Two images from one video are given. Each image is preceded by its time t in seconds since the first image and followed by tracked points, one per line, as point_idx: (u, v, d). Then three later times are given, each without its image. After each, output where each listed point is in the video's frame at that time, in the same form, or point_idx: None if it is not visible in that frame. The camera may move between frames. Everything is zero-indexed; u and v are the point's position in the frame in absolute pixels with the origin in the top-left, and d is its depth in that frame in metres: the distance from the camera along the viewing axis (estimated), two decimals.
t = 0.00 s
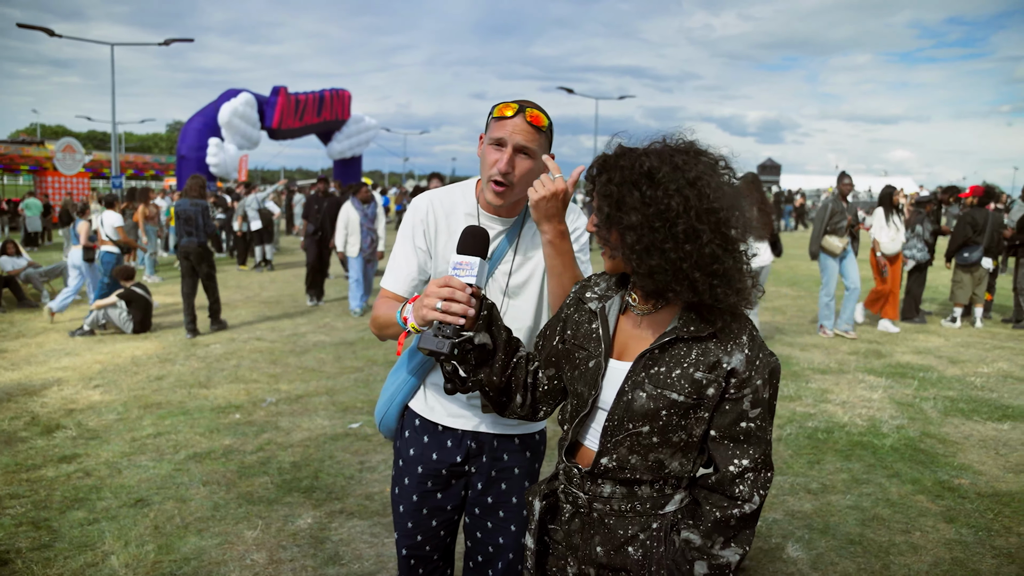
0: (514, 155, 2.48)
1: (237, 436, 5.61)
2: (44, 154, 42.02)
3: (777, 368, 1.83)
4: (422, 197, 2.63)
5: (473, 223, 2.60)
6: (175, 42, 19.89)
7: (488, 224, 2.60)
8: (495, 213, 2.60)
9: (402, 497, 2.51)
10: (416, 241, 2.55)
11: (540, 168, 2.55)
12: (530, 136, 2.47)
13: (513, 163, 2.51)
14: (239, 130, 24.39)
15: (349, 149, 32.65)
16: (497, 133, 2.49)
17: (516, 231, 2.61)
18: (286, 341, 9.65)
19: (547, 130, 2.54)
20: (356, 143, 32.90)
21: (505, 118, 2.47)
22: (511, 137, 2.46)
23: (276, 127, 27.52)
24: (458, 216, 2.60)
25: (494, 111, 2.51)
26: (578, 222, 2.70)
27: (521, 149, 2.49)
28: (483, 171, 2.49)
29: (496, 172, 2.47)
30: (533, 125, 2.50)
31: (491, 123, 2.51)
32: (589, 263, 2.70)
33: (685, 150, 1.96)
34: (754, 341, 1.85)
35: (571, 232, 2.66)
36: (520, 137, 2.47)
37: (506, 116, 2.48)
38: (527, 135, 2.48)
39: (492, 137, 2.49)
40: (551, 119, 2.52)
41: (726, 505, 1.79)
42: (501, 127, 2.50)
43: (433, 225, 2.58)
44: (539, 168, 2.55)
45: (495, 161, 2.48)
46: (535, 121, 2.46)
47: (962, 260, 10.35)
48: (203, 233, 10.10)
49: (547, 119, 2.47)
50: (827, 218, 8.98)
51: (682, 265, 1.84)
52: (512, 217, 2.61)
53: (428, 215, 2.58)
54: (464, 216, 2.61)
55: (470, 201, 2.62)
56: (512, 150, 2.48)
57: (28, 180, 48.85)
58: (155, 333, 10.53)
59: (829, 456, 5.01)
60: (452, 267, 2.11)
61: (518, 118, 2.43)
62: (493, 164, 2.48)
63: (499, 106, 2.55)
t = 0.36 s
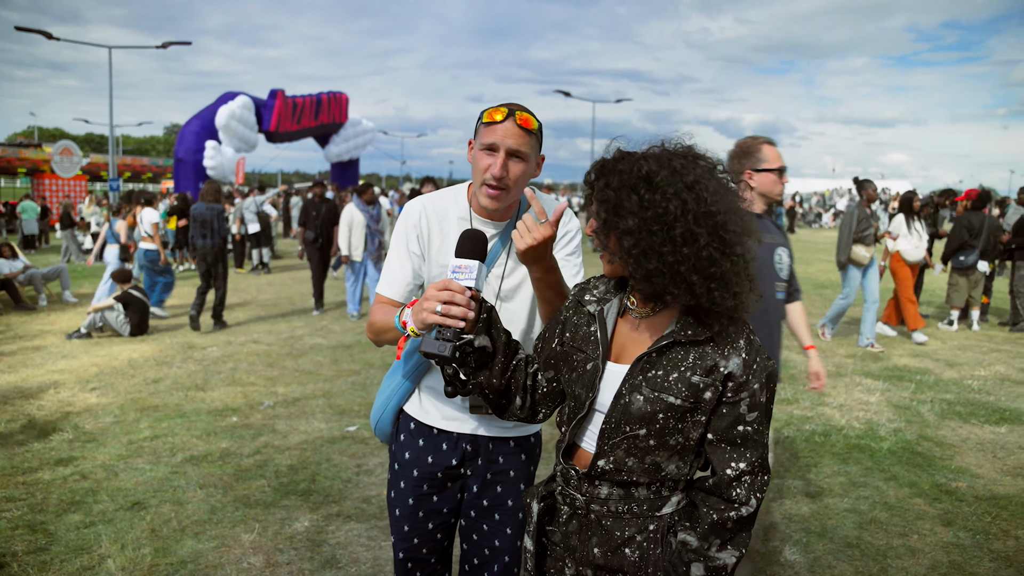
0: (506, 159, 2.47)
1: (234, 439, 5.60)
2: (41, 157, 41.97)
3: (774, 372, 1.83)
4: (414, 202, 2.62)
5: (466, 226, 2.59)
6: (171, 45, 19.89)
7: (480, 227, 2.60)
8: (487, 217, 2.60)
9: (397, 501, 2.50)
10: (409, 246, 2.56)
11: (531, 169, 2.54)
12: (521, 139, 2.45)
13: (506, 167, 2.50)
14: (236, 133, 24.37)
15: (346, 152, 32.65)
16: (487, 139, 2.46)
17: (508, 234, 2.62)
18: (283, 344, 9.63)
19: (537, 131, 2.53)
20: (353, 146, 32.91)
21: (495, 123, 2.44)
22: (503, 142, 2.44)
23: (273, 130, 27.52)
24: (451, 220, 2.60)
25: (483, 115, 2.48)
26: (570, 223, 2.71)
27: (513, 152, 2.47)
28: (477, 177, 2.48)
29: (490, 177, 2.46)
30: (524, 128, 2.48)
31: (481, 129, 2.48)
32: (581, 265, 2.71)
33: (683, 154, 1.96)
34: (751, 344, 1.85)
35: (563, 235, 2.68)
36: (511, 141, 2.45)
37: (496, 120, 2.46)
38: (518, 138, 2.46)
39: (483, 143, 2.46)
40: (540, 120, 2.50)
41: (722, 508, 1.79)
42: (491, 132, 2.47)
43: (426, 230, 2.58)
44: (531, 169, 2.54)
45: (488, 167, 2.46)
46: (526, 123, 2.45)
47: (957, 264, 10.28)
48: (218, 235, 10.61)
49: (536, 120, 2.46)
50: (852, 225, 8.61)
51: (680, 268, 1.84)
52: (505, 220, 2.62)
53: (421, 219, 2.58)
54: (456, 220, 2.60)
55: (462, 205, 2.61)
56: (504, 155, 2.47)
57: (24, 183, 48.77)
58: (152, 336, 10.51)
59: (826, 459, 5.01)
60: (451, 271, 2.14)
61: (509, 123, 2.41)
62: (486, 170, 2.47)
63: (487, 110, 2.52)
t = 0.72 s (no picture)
0: (501, 163, 2.46)
1: (236, 440, 5.60)
2: (43, 158, 42.00)
3: (777, 375, 1.84)
4: (409, 205, 2.61)
5: (461, 229, 2.59)
6: (173, 47, 19.95)
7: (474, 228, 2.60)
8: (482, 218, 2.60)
9: (397, 504, 2.49)
10: (406, 249, 2.54)
11: (527, 171, 2.53)
12: (515, 142, 2.44)
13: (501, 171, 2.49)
14: (237, 135, 24.41)
15: (348, 154, 32.71)
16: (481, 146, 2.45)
17: (504, 236, 2.61)
18: (285, 346, 9.64)
19: (531, 131, 2.50)
20: (355, 148, 32.97)
21: (487, 128, 2.43)
22: (497, 147, 2.43)
23: (275, 132, 27.57)
24: (446, 222, 2.59)
25: (476, 119, 2.46)
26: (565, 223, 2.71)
27: (508, 156, 2.46)
28: (472, 183, 2.49)
29: (486, 183, 2.46)
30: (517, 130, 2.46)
31: (473, 135, 2.47)
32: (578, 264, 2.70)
33: (695, 159, 1.96)
34: (756, 347, 1.85)
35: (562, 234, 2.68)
36: (505, 145, 2.43)
37: (489, 124, 2.43)
38: (511, 142, 2.44)
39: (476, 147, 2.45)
40: (531, 120, 2.48)
41: (725, 509, 1.79)
42: (484, 137, 2.46)
43: (422, 234, 2.56)
44: (527, 171, 2.53)
45: (484, 173, 2.46)
46: (518, 126, 2.42)
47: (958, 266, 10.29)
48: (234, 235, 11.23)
49: (528, 121, 2.44)
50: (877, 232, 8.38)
51: (691, 274, 1.84)
52: (501, 222, 2.61)
53: (417, 223, 2.57)
54: (452, 223, 2.60)
55: (457, 207, 2.61)
56: (499, 160, 2.46)
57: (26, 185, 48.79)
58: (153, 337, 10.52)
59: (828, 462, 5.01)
60: (454, 273, 2.14)
61: (501, 128, 2.39)
62: (482, 176, 2.47)
63: (478, 114, 2.50)
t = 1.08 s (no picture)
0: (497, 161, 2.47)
1: (238, 442, 5.60)
2: (44, 160, 42.05)
3: (780, 376, 1.83)
4: (404, 210, 2.60)
5: (457, 232, 2.58)
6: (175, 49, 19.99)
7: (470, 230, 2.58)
8: (476, 219, 2.59)
9: (398, 508, 2.49)
10: (402, 254, 2.54)
11: (523, 170, 2.53)
12: (511, 140, 2.44)
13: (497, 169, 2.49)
14: (239, 137, 24.44)
15: (349, 156, 32.74)
16: (477, 143, 2.45)
17: (500, 238, 2.62)
18: (286, 348, 9.64)
19: (526, 131, 2.52)
20: (356, 150, 33.00)
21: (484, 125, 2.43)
22: (493, 145, 2.43)
23: (276, 134, 27.60)
24: (442, 226, 2.59)
25: (471, 118, 2.47)
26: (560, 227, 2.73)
27: (504, 154, 2.46)
28: (468, 182, 2.48)
29: (482, 181, 2.45)
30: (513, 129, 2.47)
31: (469, 133, 2.47)
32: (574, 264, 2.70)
33: (697, 161, 1.96)
34: (758, 348, 1.85)
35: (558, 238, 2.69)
36: (501, 143, 2.44)
37: (485, 122, 2.45)
38: (508, 140, 2.45)
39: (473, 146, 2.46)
40: (528, 120, 2.49)
41: (728, 510, 1.80)
42: (480, 136, 2.46)
43: (417, 238, 2.56)
44: (523, 170, 2.53)
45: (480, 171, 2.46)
46: (515, 125, 2.43)
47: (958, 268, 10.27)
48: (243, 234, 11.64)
49: (525, 121, 2.45)
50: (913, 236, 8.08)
51: (694, 276, 1.84)
52: (496, 224, 2.61)
53: (412, 227, 2.56)
54: (447, 227, 2.59)
55: (453, 209, 2.60)
56: (495, 157, 2.46)
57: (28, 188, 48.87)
58: (155, 339, 10.52)
59: (830, 464, 5.00)
60: (456, 275, 2.15)
61: (497, 126, 2.40)
62: (478, 173, 2.47)
63: (474, 114, 2.51)
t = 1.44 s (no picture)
0: (492, 166, 2.47)
1: (236, 442, 5.60)
2: (41, 159, 41.92)
3: (785, 376, 1.83)
4: (394, 212, 2.57)
5: (450, 233, 2.58)
6: (173, 48, 19.95)
7: (463, 232, 2.58)
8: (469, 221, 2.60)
9: (393, 511, 2.48)
10: (394, 256, 2.51)
11: (518, 172, 2.55)
12: (506, 145, 2.44)
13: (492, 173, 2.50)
14: (237, 137, 24.40)
15: (347, 156, 32.71)
16: (472, 148, 2.45)
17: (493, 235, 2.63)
18: (284, 348, 9.63)
19: (522, 133, 2.51)
20: (354, 150, 32.98)
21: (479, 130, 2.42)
22: (489, 150, 2.43)
23: (274, 133, 27.56)
24: (433, 227, 2.58)
25: (466, 121, 2.47)
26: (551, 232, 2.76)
27: (500, 158, 2.47)
28: (462, 186, 2.48)
29: (477, 186, 2.46)
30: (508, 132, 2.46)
31: (464, 137, 2.46)
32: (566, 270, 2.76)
33: (705, 162, 1.97)
34: (764, 348, 1.86)
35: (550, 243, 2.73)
36: (497, 148, 2.44)
37: (479, 125, 2.45)
38: (503, 144, 2.45)
39: (467, 150, 2.45)
40: (523, 123, 2.49)
41: (734, 510, 1.79)
42: (474, 140, 2.45)
43: (410, 240, 2.54)
44: (518, 172, 2.55)
45: (475, 176, 2.47)
46: (510, 130, 2.43)
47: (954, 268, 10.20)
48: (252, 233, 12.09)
49: (520, 125, 2.44)
50: (956, 238, 7.56)
51: (704, 276, 1.85)
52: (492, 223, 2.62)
53: (404, 229, 2.53)
54: (439, 227, 2.59)
55: (444, 210, 2.60)
56: (491, 162, 2.46)
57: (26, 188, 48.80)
58: (153, 339, 10.51)
59: (829, 464, 4.99)
60: (458, 275, 2.14)
61: (493, 131, 2.39)
62: (473, 178, 2.48)
63: (467, 116, 2.49)
